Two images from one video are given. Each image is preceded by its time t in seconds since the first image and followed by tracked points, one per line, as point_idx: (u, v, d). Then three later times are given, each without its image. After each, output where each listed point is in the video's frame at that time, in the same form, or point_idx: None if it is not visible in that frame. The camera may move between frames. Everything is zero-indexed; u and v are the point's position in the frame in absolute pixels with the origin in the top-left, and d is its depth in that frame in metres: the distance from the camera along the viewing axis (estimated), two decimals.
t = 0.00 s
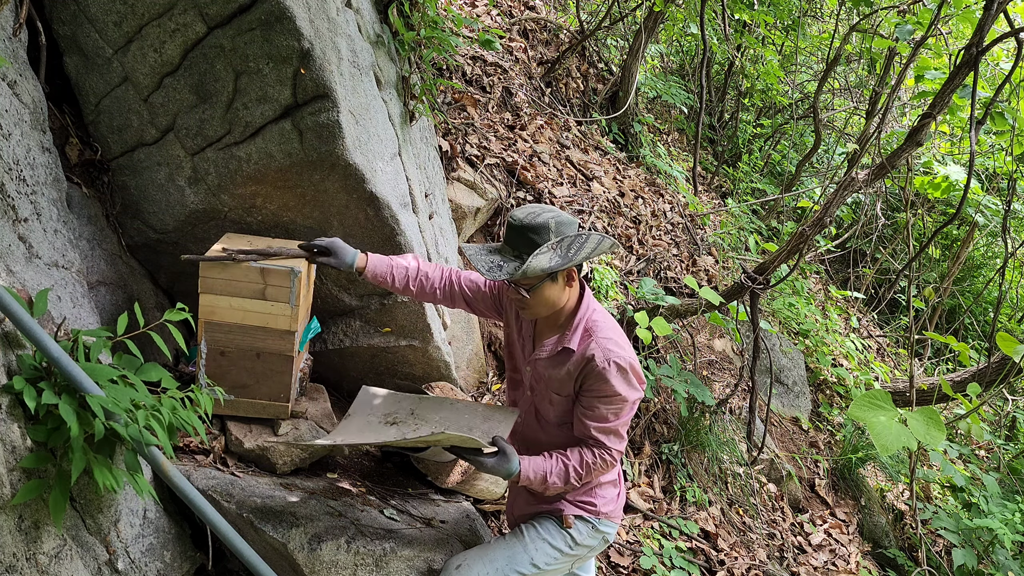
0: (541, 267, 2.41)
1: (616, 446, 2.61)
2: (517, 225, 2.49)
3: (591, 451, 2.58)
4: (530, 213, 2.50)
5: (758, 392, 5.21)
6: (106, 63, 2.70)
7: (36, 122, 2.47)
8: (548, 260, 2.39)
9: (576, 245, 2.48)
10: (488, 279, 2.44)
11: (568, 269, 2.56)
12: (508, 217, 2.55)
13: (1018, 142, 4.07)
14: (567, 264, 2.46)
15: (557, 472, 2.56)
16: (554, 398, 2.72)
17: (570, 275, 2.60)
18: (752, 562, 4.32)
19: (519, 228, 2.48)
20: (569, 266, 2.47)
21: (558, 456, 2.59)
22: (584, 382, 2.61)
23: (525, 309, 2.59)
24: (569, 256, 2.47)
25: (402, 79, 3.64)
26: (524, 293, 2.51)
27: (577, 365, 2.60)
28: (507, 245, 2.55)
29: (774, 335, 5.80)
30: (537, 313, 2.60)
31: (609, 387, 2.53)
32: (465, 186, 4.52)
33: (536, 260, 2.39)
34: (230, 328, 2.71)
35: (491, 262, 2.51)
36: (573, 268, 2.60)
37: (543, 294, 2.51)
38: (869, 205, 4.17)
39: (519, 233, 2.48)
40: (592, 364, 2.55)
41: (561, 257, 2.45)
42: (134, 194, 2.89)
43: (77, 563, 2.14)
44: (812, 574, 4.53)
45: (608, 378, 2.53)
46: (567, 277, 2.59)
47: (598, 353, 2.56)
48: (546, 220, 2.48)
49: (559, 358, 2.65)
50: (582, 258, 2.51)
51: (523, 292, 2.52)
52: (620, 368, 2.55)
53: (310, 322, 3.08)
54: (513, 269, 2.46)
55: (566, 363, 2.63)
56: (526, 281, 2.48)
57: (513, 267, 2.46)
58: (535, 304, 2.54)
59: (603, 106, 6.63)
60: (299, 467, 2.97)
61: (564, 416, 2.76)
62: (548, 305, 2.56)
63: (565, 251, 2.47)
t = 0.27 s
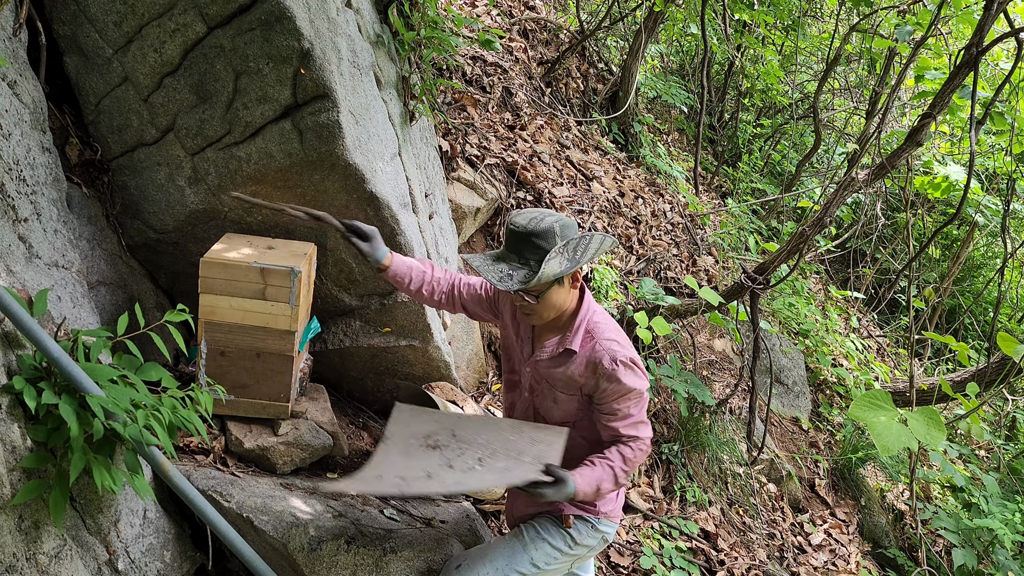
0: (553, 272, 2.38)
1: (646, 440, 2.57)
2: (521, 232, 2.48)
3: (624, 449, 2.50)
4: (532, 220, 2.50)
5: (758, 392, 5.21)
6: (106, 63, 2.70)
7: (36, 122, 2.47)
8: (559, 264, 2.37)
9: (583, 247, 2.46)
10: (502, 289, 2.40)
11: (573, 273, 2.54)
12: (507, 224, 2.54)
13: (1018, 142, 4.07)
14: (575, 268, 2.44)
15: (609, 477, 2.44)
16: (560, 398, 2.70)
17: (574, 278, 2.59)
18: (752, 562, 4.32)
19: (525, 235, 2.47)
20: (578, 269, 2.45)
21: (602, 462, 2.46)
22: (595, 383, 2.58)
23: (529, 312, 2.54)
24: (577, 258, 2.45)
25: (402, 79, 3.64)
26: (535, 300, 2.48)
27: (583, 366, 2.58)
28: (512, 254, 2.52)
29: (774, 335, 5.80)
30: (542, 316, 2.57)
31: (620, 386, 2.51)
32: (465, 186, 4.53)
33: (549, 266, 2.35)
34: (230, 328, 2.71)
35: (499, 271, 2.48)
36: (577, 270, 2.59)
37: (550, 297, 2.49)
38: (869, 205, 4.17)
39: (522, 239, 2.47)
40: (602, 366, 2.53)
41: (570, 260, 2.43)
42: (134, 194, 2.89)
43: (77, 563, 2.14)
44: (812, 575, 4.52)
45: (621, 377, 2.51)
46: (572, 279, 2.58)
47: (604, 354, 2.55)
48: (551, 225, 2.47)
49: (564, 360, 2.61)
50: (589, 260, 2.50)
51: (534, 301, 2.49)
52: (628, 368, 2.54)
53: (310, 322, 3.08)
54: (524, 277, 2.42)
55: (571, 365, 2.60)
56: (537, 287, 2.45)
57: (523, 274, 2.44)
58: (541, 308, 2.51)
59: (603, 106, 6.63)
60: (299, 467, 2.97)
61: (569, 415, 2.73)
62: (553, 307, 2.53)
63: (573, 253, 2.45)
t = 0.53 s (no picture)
0: (554, 278, 2.36)
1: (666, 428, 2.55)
2: (516, 238, 2.41)
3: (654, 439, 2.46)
4: (526, 224, 2.43)
5: (758, 392, 5.22)
6: (106, 63, 2.70)
7: (37, 122, 2.47)
8: (560, 270, 2.34)
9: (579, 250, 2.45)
10: (504, 298, 2.33)
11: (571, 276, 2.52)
12: (501, 230, 2.46)
13: (1018, 142, 4.07)
14: (573, 271, 2.42)
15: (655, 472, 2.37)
16: (563, 398, 2.68)
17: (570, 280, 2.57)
18: (752, 562, 4.32)
19: (521, 241, 2.40)
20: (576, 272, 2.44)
21: (647, 461, 2.36)
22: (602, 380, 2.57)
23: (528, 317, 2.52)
24: (574, 262, 2.44)
25: (402, 79, 3.64)
26: (536, 305, 2.45)
27: (586, 366, 2.57)
28: (508, 259, 2.46)
29: (774, 335, 5.80)
30: (540, 320, 2.53)
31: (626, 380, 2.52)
32: (465, 186, 4.53)
33: (549, 273, 2.33)
34: (230, 328, 2.71)
35: (498, 280, 2.40)
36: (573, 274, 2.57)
37: (551, 302, 2.48)
38: (869, 205, 4.16)
39: (519, 245, 2.41)
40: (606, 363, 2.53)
41: (568, 264, 2.41)
42: (134, 194, 2.89)
43: (77, 564, 2.14)
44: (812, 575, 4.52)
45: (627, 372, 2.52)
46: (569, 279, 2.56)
47: (606, 351, 2.55)
48: (547, 228, 2.42)
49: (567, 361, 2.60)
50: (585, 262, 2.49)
51: (535, 305, 2.45)
52: (631, 360, 2.55)
53: (310, 322, 3.08)
54: (525, 283, 2.37)
55: (573, 365, 2.60)
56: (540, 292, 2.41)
57: (524, 281, 2.38)
58: (542, 313, 2.49)
59: (603, 106, 6.63)
60: (299, 467, 2.97)
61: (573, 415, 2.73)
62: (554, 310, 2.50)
63: (570, 257, 2.43)
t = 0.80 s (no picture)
0: (546, 287, 2.37)
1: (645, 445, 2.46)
2: (507, 247, 2.43)
3: (632, 452, 2.37)
4: (517, 233, 2.45)
5: (758, 392, 5.22)
6: (106, 63, 2.70)
7: (36, 122, 2.47)
8: (552, 279, 2.35)
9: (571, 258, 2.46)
10: (496, 309, 2.36)
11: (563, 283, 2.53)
12: (491, 239, 2.48)
13: (1018, 141, 4.07)
14: (565, 279, 2.43)
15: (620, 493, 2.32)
16: (551, 405, 2.66)
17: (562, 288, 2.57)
18: (752, 562, 4.32)
19: (512, 250, 2.42)
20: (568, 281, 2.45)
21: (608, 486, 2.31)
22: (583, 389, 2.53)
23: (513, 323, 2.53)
24: (566, 270, 2.45)
25: (402, 79, 3.64)
26: (528, 313, 2.46)
27: (570, 372, 2.55)
28: (500, 268, 2.48)
29: (774, 335, 5.81)
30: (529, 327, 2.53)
31: (607, 387, 2.47)
32: (465, 186, 4.53)
33: (542, 283, 2.34)
34: (230, 328, 2.71)
35: (489, 290, 2.43)
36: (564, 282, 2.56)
37: (541, 311, 2.48)
38: (869, 205, 4.16)
39: (509, 254, 2.42)
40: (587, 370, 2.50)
41: (560, 273, 2.42)
42: (134, 194, 2.89)
43: (77, 564, 2.14)
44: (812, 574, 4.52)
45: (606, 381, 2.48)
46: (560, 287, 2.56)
47: (588, 357, 2.52)
48: (537, 237, 2.44)
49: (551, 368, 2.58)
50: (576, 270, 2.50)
51: (524, 313, 2.46)
52: (614, 367, 2.51)
53: (310, 322, 3.08)
54: (517, 293, 2.39)
55: (559, 371, 2.58)
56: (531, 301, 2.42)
57: (515, 291, 2.40)
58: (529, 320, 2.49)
59: (603, 106, 6.63)
60: (299, 467, 2.97)
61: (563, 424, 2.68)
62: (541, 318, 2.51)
63: (561, 265, 2.44)
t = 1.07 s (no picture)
0: (521, 305, 2.30)
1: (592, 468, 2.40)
2: (484, 263, 2.37)
3: (574, 475, 2.36)
4: (495, 249, 2.39)
5: (758, 392, 5.22)
6: (106, 63, 2.70)
7: (36, 122, 2.47)
8: (528, 297, 2.29)
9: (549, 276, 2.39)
10: (468, 325, 2.30)
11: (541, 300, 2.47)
12: (469, 253, 2.42)
13: (1018, 142, 4.07)
14: (541, 297, 2.37)
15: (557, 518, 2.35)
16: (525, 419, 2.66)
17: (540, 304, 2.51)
18: (752, 562, 4.32)
19: (488, 265, 2.36)
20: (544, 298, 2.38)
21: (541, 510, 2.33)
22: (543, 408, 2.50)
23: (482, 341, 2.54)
24: (543, 288, 2.39)
25: (402, 79, 3.64)
26: (503, 329, 2.41)
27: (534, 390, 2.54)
28: (476, 282, 2.42)
29: (774, 336, 5.81)
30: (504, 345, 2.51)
31: (564, 406, 2.43)
32: (465, 186, 4.53)
33: (517, 299, 2.27)
34: (230, 328, 2.71)
35: (463, 305, 2.38)
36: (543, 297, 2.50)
37: (515, 328, 2.43)
38: (869, 205, 4.16)
39: (486, 270, 2.37)
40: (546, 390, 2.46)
41: (537, 291, 2.35)
42: (134, 194, 2.89)
43: (77, 563, 2.14)
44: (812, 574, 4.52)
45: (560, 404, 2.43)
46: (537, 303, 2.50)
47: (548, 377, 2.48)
48: (515, 253, 2.37)
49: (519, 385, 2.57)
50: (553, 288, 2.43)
51: (499, 330, 2.41)
52: (572, 388, 2.45)
53: (310, 322, 3.08)
54: (491, 309, 2.33)
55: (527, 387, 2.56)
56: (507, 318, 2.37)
57: (490, 307, 2.34)
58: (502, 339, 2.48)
59: (603, 105, 6.63)
60: (299, 467, 2.96)
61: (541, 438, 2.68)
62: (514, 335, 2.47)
63: (538, 282, 2.37)
